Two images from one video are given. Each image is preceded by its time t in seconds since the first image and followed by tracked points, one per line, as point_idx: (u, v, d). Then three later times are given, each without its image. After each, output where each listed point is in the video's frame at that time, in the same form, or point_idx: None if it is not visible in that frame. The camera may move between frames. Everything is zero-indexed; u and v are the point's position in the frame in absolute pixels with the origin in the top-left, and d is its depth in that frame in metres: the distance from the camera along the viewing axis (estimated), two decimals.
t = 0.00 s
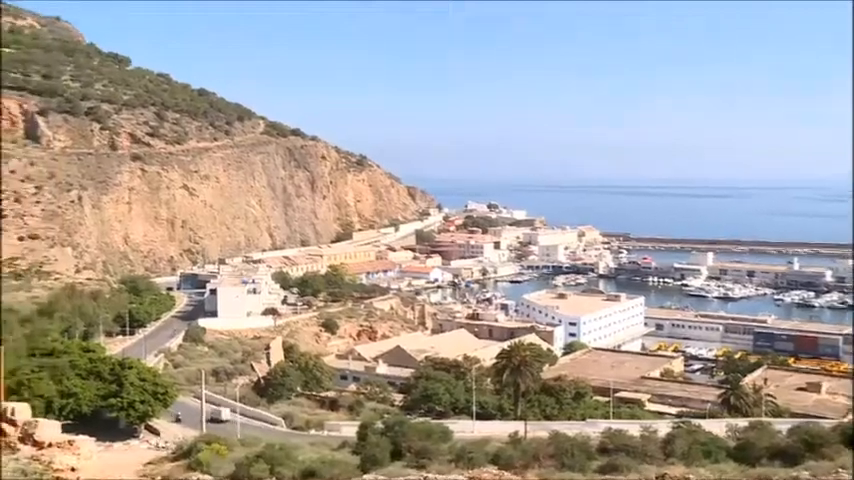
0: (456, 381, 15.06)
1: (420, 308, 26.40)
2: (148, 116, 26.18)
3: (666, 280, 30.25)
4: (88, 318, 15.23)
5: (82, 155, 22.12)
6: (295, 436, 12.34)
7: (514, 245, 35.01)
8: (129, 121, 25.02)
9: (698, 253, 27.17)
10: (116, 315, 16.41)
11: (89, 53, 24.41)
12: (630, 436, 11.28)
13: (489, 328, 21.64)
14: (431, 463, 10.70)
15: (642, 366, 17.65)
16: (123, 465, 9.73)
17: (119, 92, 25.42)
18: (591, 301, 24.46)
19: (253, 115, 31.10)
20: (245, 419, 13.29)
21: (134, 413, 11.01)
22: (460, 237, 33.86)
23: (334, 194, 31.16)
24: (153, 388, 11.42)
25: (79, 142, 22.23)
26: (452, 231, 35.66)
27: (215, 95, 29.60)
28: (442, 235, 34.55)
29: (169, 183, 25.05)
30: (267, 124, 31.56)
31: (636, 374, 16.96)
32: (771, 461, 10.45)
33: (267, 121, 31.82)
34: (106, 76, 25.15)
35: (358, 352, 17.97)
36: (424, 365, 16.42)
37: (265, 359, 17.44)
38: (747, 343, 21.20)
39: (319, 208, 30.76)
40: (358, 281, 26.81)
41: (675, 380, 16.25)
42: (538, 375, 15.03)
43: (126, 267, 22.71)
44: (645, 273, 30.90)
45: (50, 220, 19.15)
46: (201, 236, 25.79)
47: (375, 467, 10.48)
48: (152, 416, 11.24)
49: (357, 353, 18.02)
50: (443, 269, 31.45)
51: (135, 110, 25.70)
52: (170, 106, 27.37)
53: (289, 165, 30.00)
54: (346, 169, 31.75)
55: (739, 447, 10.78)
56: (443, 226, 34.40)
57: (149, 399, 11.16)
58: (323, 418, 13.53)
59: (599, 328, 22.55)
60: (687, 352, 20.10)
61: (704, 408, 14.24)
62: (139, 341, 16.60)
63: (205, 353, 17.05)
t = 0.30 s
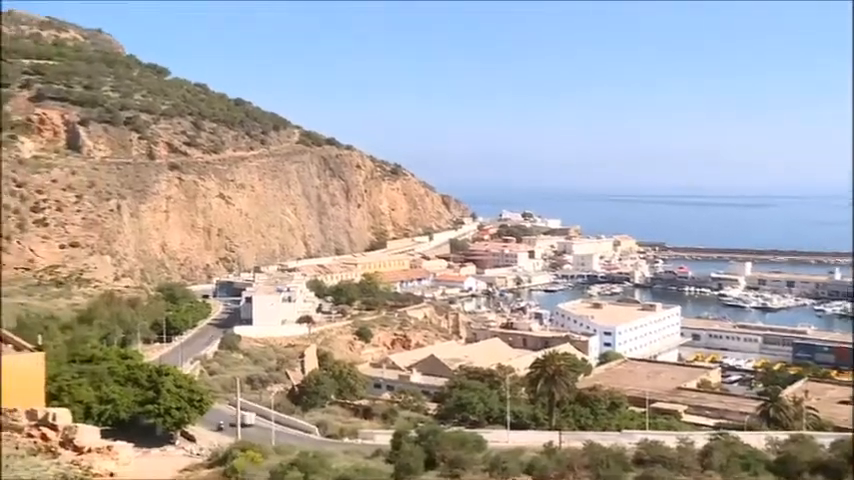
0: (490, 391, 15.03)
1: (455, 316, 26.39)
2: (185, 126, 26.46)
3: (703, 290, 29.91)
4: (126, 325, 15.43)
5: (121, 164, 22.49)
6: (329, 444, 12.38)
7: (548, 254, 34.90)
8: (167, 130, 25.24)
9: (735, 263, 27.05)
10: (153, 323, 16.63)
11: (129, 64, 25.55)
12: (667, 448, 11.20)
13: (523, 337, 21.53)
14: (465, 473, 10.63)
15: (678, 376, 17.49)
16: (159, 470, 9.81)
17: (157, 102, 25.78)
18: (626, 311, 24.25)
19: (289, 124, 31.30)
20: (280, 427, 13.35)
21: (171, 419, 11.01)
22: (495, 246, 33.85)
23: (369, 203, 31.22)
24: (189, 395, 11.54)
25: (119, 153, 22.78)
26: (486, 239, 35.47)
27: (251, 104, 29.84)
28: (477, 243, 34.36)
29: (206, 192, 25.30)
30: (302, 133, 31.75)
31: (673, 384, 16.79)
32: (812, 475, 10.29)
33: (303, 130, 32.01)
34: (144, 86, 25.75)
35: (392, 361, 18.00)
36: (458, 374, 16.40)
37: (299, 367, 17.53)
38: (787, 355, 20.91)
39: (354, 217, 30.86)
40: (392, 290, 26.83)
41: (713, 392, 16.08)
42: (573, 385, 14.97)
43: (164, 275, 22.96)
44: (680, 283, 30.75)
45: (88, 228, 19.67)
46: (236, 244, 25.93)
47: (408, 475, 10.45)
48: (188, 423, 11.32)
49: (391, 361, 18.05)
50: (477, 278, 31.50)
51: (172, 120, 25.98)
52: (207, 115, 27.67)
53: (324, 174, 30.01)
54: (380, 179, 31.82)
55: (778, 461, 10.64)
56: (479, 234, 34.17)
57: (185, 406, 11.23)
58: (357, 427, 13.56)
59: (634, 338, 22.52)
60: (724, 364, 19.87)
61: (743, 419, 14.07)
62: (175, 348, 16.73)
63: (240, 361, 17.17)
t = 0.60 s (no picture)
0: (522, 401, 14.96)
1: (487, 326, 26.35)
2: (220, 135, 26.83)
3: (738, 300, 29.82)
4: (161, 333, 15.60)
5: (157, 173, 23.78)
6: (361, 453, 12.37)
7: (581, 264, 34.08)
8: (202, 140, 25.82)
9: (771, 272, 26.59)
10: (187, 331, 16.77)
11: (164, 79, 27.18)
12: (703, 461, 11.09)
13: (556, 347, 21.41)
14: None
15: (714, 388, 17.29)
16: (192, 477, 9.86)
17: (192, 112, 26.84)
18: (661, 321, 23.94)
19: (322, 133, 31.45)
20: (313, 435, 13.38)
21: (204, 427, 11.15)
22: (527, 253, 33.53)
23: (401, 212, 31.59)
24: (222, 403, 11.55)
25: (155, 162, 23.90)
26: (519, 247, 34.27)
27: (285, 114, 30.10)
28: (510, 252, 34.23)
29: (240, 201, 25.57)
30: (335, 142, 31.85)
31: (708, 395, 16.61)
32: None
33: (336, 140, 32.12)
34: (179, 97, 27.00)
35: (424, 370, 17.99)
36: (491, 383, 16.35)
37: (332, 376, 17.57)
38: (826, 367, 20.55)
39: (386, 226, 31.33)
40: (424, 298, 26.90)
41: (750, 403, 15.87)
42: (607, 395, 14.87)
43: (197, 283, 23.71)
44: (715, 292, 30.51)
45: (124, 237, 21.04)
46: (270, 253, 26.70)
47: None
48: (221, 431, 11.38)
49: (423, 371, 18.06)
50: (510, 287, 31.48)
51: (207, 131, 26.45)
52: (241, 126, 28.03)
53: (357, 183, 29.97)
54: (413, 188, 32.28)
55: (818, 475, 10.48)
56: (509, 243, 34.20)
57: (218, 414, 11.32)
58: (389, 436, 13.56)
59: (669, 349, 22.33)
60: (762, 375, 19.59)
61: (780, 432, 13.87)
62: (210, 356, 16.86)
63: (273, 369, 17.28)
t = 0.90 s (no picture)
0: (566, 418, 14.83)
1: (531, 343, 26.17)
2: (265, 152, 27.32)
3: (788, 318, 29.41)
4: (206, 348, 15.74)
5: (204, 189, 24.60)
6: (404, 469, 12.36)
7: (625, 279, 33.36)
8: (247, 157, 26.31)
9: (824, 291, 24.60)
10: (232, 346, 16.84)
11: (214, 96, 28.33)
12: None
13: (600, 364, 21.19)
14: None
15: (763, 407, 16.95)
16: None
17: (238, 128, 27.49)
18: (710, 339, 23.48)
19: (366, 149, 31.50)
20: (356, 450, 13.41)
21: (248, 441, 11.21)
22: (571, 270, 33.38)
23: (444, 229, 30.64)
24: (266, 417, 11.63)
25: (201, 178, 24.75)
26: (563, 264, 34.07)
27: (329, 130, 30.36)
28: (554, 268, 33.65)
29: (285, 217, 25.78)
30: (379, 158, 31.79)
31: (757, 415, 16.31)
32: None
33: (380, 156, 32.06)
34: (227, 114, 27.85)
35: (467, 386, 17.91)
36: (535, 400, 16.23)
37: (375, 391, 17.57)
38: None
39: (429, 241, 30.90)
40: (467, 314, 26.67)
41: (802, 424, 15.52)
42: (652, 414, 14.71)
43: (242, 298, 24.11)
44: (765, 310, 29.98)
45: (170, 251, 21.95)
46: (314, 268, 26.85)
47: None
48: (264, 445, 11.43)
49: (466, 386, 18.00)
50: (554, 303, 31.69)
51: (252, 147, 27.04)
52: (285, 142, 28.58)
53: (400, 198, 29.70)
54: (456, 203, 30.75)
55: None
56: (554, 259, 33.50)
57: (262, 428, 11.38)
58: (432, 452, 13.51)
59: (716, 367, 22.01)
60: (814, 395, 19.14)
61: (833, 454, 13.54)
62: (254, 370, 16.97)
63: (317, 384, 17.32)
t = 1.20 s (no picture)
0: (609, 437, 14.66)
1: (573, 361, 25.97)
2: (307, 170, 27.99)
3: (837, 339, 28.81)
4: (249, 364, 15.89)
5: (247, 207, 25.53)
6: None
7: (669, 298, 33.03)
8: (290, 175, 27.25)
9: None
10: (274, 362, 17.02)
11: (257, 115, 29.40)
12: None
13: (644, 383, 20.97)
14: None
15: (812, 429, 16.58)
16: None
17: (281, 147, 28.35)
18: (755, 359, 23.19)
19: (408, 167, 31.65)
20: (398, 467, 13.39)
21: (290, 457, 11.24)
22: (613, 288, 33.47)
23: (486, 246, 30.38)
24: (308, 433, 11.67)
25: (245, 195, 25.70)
26: (605, 281, 33.93)
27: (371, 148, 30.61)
28: (597, 286, 33.49)
29: (326, 233, 26.25)
30: (421, 176, 31.93)
31: (807, 437, 15.96)
32: None
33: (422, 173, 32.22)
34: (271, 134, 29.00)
35: (509, 405, 17.81)
36: (577, 419, 16.10)
37: (416, 408, 17.57)
38: None
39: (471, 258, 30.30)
40: (508, 332, 26.73)
41: None
42: (698, 435, 14.56)
43: (284, 315, 24.84)
44: (814, 330, 29.38)
45: (214, 267, 22.95)
46: (356, 285, 27.06)
47: None
48: (306, 461, 11.47)
49: (507, 404, 17.99)
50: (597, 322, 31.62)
51: (295, 164, 27.96)
52: (328, 160, 29.21)
53: (442, 215, 29.44)
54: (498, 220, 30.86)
55: None
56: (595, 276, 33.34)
57: (304, 445, 11.42)
58: (473, 471, 13.43)
59: (763, 387, 21.69)
60: None
61: None
62: (296, 387, 17.03)
63: (358, 401, 17.36)
